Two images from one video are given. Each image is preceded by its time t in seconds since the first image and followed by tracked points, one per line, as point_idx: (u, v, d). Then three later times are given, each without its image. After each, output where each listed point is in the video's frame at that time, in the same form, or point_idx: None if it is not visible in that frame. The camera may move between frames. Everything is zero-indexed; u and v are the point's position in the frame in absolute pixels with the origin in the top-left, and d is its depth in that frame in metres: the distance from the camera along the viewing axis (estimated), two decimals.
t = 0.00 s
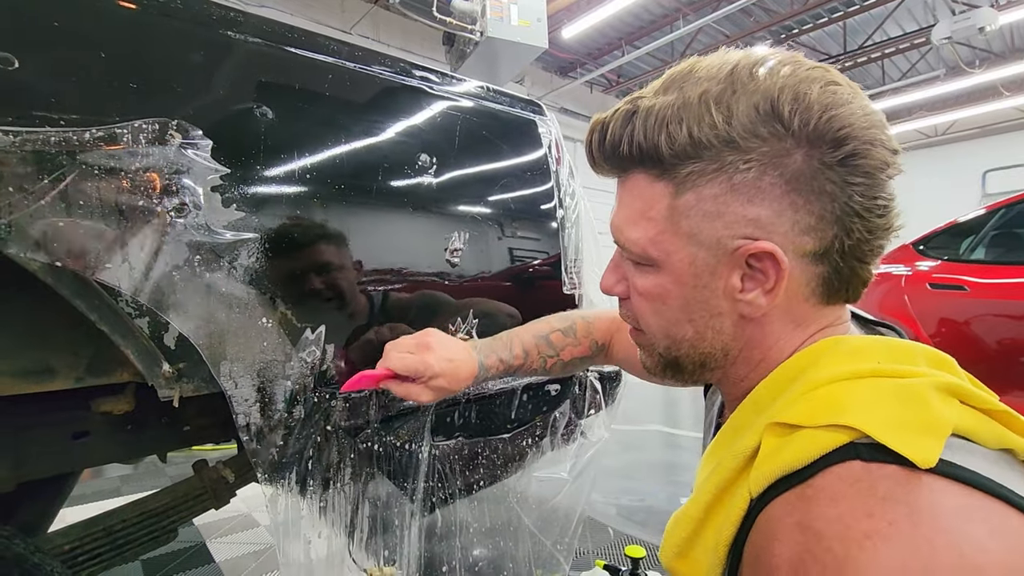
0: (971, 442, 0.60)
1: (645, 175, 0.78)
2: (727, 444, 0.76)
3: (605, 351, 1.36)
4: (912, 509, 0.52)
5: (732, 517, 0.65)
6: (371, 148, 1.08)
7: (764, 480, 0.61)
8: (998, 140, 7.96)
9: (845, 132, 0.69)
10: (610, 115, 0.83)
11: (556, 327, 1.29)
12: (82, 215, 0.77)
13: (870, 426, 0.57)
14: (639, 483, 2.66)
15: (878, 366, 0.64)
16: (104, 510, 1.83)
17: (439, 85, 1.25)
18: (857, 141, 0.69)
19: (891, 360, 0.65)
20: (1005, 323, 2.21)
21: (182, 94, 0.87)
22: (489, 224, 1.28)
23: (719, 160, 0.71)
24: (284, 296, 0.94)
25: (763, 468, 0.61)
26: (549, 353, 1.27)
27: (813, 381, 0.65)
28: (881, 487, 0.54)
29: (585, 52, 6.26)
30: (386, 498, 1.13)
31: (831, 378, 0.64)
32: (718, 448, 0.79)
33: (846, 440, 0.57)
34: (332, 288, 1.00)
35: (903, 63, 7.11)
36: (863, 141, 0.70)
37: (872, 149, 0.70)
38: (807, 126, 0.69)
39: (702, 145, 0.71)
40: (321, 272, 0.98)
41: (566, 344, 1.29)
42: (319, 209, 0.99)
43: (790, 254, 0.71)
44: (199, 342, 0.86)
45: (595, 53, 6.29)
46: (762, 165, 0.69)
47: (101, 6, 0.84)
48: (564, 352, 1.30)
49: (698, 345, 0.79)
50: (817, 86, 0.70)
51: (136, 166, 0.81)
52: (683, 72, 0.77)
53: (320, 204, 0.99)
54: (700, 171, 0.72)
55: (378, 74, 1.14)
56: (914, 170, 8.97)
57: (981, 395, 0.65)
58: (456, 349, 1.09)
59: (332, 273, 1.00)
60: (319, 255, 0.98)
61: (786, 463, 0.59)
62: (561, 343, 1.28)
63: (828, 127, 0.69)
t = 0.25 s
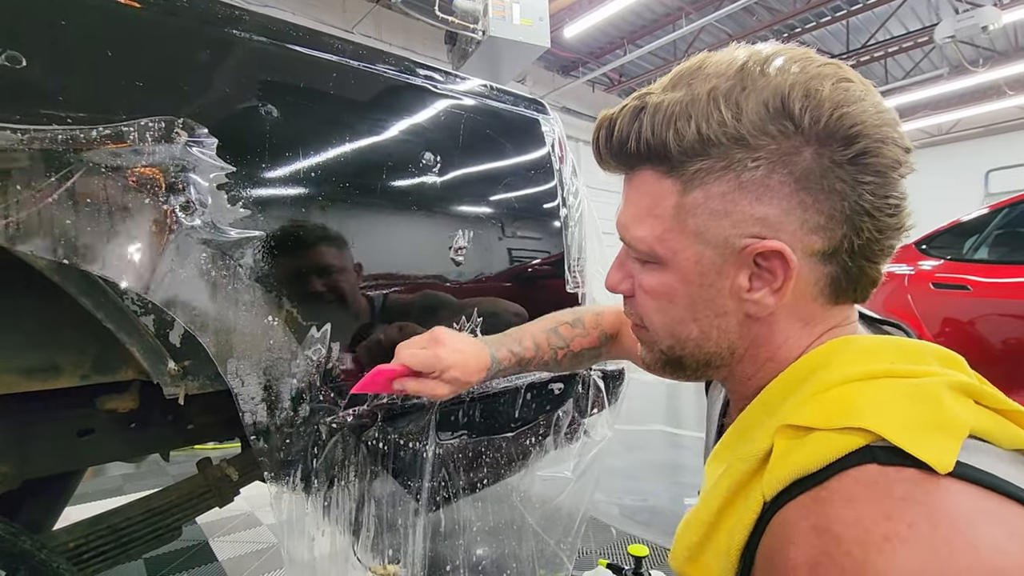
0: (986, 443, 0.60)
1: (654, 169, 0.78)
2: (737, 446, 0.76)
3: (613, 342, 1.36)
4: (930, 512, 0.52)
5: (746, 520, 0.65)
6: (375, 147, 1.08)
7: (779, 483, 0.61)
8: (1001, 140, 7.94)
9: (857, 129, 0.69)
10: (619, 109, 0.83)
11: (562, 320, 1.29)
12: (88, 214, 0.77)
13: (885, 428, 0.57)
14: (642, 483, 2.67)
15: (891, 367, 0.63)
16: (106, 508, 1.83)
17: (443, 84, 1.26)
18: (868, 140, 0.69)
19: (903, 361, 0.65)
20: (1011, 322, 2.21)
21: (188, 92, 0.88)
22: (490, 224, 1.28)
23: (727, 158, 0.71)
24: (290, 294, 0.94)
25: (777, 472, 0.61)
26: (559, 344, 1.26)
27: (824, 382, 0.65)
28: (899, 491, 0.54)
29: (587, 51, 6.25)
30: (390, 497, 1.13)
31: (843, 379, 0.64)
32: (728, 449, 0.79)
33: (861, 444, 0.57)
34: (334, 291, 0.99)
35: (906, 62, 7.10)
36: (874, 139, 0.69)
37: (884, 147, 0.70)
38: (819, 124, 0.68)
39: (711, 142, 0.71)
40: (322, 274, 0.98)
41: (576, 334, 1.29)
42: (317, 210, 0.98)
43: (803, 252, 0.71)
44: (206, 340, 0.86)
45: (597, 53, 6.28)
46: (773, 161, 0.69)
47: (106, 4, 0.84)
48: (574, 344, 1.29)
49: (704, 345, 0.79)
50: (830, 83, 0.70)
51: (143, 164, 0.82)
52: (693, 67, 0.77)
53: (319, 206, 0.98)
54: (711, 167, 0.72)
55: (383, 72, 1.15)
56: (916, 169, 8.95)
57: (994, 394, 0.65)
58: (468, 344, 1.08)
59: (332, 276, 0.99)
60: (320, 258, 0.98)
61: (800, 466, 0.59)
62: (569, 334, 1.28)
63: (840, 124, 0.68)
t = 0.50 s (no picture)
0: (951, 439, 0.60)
1: (633, 183, 0.77)
2: (718, 443, 0.77)
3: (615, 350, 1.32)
4: (887, 504, 0.52)
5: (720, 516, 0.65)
6: (376, 148, 1.09)
7: (750, 479, 0.61)
8: (1004, 138, 7.92)
9: (825, 141, 0.69)
10: (598, 122, 0.83)
11: (564, 326, 1.28)
12: (89, 216, 0.78)
13: (849, 423, 0.57)
14: (643, 483, 2.67)
15: (860, 364, 0.64)
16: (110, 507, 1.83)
17: (444, 85, 1.26)
18: (838, 150, 0.69)
19: (876, 359, 0.65)
20: (1012, 322, 2.20)
21: (189, 95, 0.88)
22: (491, 223, 1.28)
23: (702, 169, 0.71)
24: (291, 295, 0.94)
25: (748, 468, 0.62)
26: (557, 352, 1.26)
27: (795, 381, 0.66)
28: (858, 483, 0.54)
29: (589, 51, 6.25)
30: (392, 497, 1.14)
31: (813, 377, 0.64)
32: (710, 447, 0.80)
33: (824, 438, 0.57)
34: (337, 289, 1.00)
35: (907, 62, 7.08)
36: (843, 150, 0.70)
37: (851, 158, 0.70)
38: (790, 135, 0.69)
39: (688, 153, 0.71)
40: (326, 272, 0.98)
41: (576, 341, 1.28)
42: (321, 207, 0.99)
43: (773, 259, 0.71)
44: (206, 341, 0.86)
45: (599, 52, 6.28)
46: (744, 175, 0.70)
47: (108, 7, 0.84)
48: (575, 349, 1.28)
49: (685, 351, 0.80)
50: (799, 95, 0.70)
51: (144, 166, 0.82)
52: (667, 80, 0.78)
53: (322, 203, 0.99)
54: (685, 180, 0.72)
55: (384, 74, 1.15)
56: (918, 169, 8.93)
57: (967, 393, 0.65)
58: (465, 347, 1.08)
59: (336, 274, 1.00)
60: (324, 256, 0.98)
61: (769, 461, 0.59)
62: (569, 341, 1.27)
63: (808, 137, 0.69)
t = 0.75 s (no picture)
0: (974, 440, 0.60)
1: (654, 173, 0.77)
2: (732, 443, 0.76)
3: (609, 337, 1.34)
4: (914, 506, 0.52)
5: (738, 515, 0.64)
6: (375, 147, 1.08)
7: (770, 478, 0.61)
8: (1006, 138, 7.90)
9: (853, 137, 0.68)
10: (619, 113, 0.83)
11: (557, 314, 1.28)
12: (91, 215, 0.78)
13: (873, 423, 0.57)
14: (643, 483, 2.66)
15: (883, 364, 0.63)
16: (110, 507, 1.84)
17: (444, 85, 1.26)
18: (865, 146, 0.69)
19: (896, 359, 0.65)
20: (1014, 322, 2.20)
21: (189, 94, 0.88)
22: (492, 223, 1.28)
23: (726, 164, 0.71)
24: (290, 295, 0.94)
25: (768, 466, 0.61)
26: (551, 339, 1.25)
27: (817, 379, 0.65)
28: (885, 485, 0.54)
29: (590, 50, 6.24)
30: (392, 497, 1.13)
31: (836, 376, 0.64)
32: (723, 446, 0.79)
33: (849, 438, 0.57)
34: (337, 290, 0.99)
35: (909, 61, 7.07)
36: (871, 146, 0.69)
37: (880, 154, 0.70)
38: (817, 129, 0.68)
39: (710, 148, 0.71)
40: (327, 273, 0.99)
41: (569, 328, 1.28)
42: (321, 207, 0.98)
43: (796, 256, 0.71)
44: (205, 342, 0.86)
45: (600, 52, 6.26)
46: (770, 169, 0.69)
47: (108, 7, 0.84)
48: (568, 336, 1.28)
49: (698, 350, 0.79)
50: (829, 90, 0.69)
51: (144, 166, 0.82)
52: (691, 73, 0.77)
53: (323, 203, 0.99)
54: (706, 173, 0.72)
55: (384, 73, 1.15)
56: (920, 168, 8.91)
57: (986, 393, 0.65)
58: (448, 342, 1.06)
59: (337, 274, 1.00)
60: (325, 257, 0.98)
61: (792, 461, 0.59)
62: (562, 329, 1.27)
63: (837, 132, 0.68)
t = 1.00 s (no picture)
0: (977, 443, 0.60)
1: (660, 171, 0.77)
2: (733, 446, 0.76)
3: (610, 347, 1.34)
4: (913, 508, 0.52)
5: (738, 517, 0.65)
6: (375, 148, 1.08)
7: (770, 481, 0.61)
8: (1008, 138, 7.89)
9: (861, 141, 0.68)
10: (625, 112, 0.83)
11: (558, 325, 1.28)
12: (90, 216, 0.78)
13: (872, 425, 0.57)
14: (643, 482, 2.66)
15: (883, 367, 0.63)
16: (111, 507, 1.84)
17: (444, 85, 1.26)
18: (873, 151, 0.69)
19: (896, 361, 0.65)
20: (1015, 322, 2.20)
21: (190, 95, 0.88)
22: (492, 223, 1.28)
23: (734, 163, 0.71)
24: (291, 295, 0.94)
25: (768, 469, 0.61)
26: (551, 350, 1.25)
27: (817, 382, 0.65)
28: (884, 487, 0.54)
29: (591, 50, 6.24)
30: (392, 496, 1.14)
31: (836, 379, 0.64)
32: (724, 449, 0.79)
33: (848, 440, 0.57)
34: (338, 289, 1.00)
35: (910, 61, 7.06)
36: (879, 150, 0.69)
37: (886, 159, 0.70)
38: (827, 131, 0.68)
39: (719, 147, 0.71)
40: (328, 270, 0.98)
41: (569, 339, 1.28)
42: (322, 208, 0.98)
43: (802, 259, 0.71)
44: (205, 342, 0.87)
45: (600, 52, 6.26)
46: (779, 167, 0.69)
47: (109, 8, 0.85)
48: (569, 348, 1.28)
49: (705, 349, 0.79)
50: (842, 93, 0.70)
51: (144, 166, 0.82)
52: (701, 73, 0.77)
53: (324, 203, 0.99)
54: (717, 172, 0.72)
55: (384, 74, 1.15)
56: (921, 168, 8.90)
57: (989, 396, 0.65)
58: (453, 345, 1.06)
59: (338, 272, 1.00)
60: (326, 255, 0.98)
61: (792, 463, 0.59)
62: (563, 340, 1.27)
63: (847, 134, 0.68)
